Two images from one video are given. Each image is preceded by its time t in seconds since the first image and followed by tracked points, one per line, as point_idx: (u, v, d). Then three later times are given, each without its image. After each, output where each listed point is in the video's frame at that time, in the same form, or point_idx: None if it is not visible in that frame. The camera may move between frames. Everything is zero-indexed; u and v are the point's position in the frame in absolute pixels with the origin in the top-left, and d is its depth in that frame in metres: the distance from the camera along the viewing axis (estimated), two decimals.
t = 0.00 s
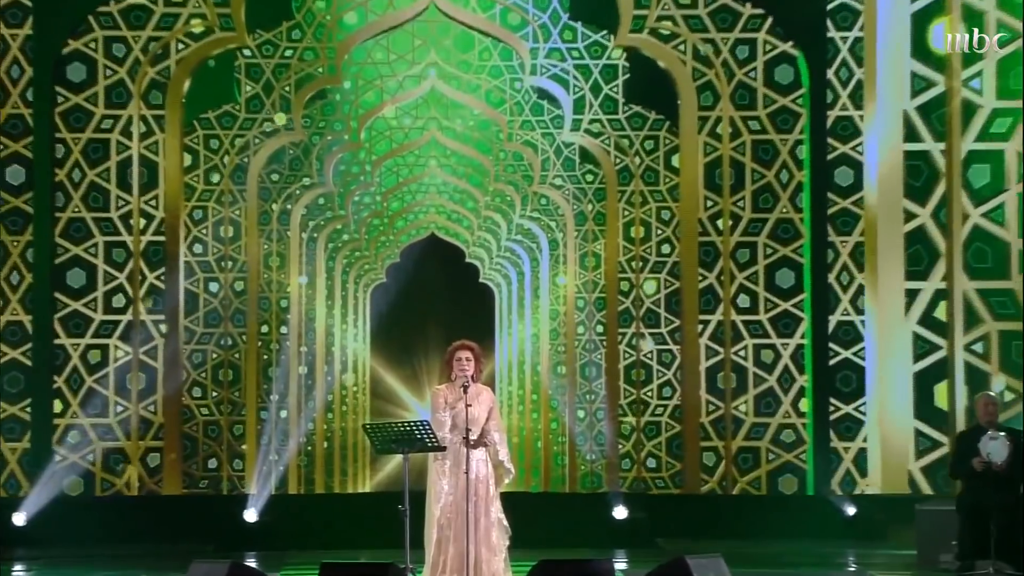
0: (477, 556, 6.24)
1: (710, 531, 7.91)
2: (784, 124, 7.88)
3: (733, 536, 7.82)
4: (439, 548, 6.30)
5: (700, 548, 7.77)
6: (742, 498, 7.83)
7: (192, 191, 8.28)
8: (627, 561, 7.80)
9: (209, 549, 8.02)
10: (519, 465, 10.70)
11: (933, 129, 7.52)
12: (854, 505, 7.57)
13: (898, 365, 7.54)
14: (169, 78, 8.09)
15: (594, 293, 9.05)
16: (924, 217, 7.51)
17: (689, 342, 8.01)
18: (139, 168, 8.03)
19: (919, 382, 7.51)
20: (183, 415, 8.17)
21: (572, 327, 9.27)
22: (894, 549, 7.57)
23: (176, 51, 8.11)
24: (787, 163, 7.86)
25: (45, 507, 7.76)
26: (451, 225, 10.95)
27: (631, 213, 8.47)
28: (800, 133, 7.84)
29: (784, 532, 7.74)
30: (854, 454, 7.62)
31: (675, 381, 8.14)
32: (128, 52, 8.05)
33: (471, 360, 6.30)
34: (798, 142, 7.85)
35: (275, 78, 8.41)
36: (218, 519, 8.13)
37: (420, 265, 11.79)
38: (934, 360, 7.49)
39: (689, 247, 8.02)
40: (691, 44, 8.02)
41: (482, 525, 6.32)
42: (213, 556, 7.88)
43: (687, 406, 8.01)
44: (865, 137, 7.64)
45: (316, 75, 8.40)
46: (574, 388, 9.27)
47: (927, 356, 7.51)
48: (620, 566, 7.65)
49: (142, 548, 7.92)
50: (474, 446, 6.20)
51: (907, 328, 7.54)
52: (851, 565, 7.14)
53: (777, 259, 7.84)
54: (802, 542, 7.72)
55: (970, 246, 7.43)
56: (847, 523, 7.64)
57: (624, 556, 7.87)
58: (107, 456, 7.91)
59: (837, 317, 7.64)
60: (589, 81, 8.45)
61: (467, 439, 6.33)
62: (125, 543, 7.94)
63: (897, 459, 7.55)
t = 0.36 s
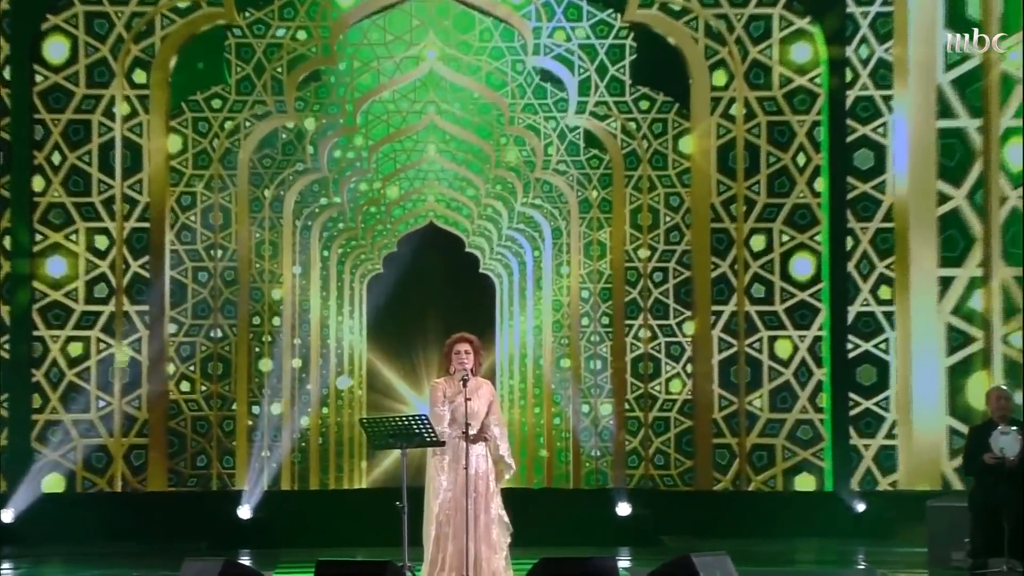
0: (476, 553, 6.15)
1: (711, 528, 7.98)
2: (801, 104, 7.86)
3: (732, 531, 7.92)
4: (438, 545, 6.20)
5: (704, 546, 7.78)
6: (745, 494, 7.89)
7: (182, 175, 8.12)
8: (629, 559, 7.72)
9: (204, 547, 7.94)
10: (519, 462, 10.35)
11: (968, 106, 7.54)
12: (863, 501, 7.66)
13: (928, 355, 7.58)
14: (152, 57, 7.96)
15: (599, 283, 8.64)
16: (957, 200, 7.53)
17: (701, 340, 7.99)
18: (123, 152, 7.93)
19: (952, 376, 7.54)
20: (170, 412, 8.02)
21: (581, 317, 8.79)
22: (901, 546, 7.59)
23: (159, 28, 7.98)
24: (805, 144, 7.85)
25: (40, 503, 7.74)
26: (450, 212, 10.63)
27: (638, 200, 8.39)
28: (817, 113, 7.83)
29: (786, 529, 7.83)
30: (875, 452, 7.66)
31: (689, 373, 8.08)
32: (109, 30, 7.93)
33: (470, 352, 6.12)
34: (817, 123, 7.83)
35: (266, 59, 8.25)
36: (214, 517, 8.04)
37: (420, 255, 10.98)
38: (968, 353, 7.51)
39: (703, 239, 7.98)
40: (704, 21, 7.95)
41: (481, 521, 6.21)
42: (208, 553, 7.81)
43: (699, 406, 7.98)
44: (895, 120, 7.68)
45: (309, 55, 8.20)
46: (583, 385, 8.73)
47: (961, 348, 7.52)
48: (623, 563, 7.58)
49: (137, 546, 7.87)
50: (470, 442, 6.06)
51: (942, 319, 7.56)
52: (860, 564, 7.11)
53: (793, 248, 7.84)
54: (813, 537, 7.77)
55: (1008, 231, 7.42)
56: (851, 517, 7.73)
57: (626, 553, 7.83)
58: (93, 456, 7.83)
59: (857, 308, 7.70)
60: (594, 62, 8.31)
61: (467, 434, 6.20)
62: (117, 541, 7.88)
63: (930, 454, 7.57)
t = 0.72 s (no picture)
0: (476, 552, 5.97)
1: (724, 527, 7.66)
2: (822, 85, 7.54)
3: (747, 531, 7.60)
4: (438, 544, 6.02)
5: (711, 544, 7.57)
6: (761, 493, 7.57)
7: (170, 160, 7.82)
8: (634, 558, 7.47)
9: (196, 546, 7.69)
10: (521, 460, 10.03)
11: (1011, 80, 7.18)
12: (876, 500, 7.35)
13: (967, 348, 7.22)
14: (137, 33, 7.62)
15: (605, 273, 8.60)
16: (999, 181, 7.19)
17: (716, 337, 7.66)
18: (107, 134, 7.60)
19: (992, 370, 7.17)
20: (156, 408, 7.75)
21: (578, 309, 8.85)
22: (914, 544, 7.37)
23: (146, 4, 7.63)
24: (824, 127, 7.53)
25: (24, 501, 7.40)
26: (450, 200, 10.19)
27: (647, 186, 8.13)
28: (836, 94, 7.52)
29: (804, 529, 7.51)
30: (899, 451, 7.33)
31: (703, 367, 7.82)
32: (91, 7, 7.58)
33: (471, 347, 5.85)
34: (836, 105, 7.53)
35: (258, 39, 7.99)
36: (206, 516, 7.79)
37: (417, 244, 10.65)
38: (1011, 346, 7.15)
39: (717, 230, 7.65)
40: None
41: (482, 519, 6.03)
42: (203, 553, 7.58)
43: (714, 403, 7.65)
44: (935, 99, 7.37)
45: (304, 35, 7.96)
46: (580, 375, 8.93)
47: (1001, 343, 7.18)
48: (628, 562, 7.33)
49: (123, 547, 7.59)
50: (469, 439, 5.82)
51: (982, 311, 7.23)
52: (871, 562, 6.91)
53: (813, 236, 7.53)
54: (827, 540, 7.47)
55: None
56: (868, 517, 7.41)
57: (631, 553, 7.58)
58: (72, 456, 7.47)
59: (880, 300, 7.39)
60: (601, 43, 7.99)
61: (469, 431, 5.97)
62: (105, 539, 7.59)
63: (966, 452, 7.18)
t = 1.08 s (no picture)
0: (478, 549, 5.78)
1: (733, 525, 7.42)
2: (847, 62, 7.26)
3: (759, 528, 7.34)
4: (440, 541, 5.84)
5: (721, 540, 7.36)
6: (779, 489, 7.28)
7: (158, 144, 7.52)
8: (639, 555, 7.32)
9: (192, 543, 7.47)
10: (526, 455, 9.72)
11: None
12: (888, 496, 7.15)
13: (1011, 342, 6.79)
14: (121, 8, 7.31)
15: (614, 263, 8.29)
16: None
17: (733, 332, 7.33)
18: (90, 116, 7.29)
19: None
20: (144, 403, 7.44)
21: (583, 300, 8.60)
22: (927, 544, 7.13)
23: None
24: (846, 106, 7.27)
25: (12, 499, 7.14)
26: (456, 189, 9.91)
27: (658, 171, 7.82)
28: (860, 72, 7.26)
29: (816, 526, 7.29)
30: (925, 450, 7.06)
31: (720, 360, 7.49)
32: None
33: (473, 340, 5.71)
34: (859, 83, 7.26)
35: (251, 18, 7.75)
36: (202, 512, 7.58)
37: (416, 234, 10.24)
38: None
39: (733, 217, 7.35)
40: None
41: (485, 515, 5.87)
42: (198, 549, 7.39)
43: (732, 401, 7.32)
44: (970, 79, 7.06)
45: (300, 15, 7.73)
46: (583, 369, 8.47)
47: None
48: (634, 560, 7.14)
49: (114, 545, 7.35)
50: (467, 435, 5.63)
51: None
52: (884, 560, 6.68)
53: (834, 223, 7.25)
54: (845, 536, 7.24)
55: None
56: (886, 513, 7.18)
57: (638, 549, 7.38)
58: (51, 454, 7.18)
59: (906, 290, 7.12)
60: (610, 21, 7.75)
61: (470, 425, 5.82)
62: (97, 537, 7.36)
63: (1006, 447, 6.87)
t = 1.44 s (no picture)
0: (481, 550, 5.57)
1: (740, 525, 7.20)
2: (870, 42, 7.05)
3: (773, 523, 7.10)
4: (440, 541, 5.62)
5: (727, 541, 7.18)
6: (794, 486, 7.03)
7: (146, 129, 7.30)
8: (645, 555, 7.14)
9: (186, 543, 7.29)
10: (529, 453, 9.52)
11: None
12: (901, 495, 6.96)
13: None
14: None
15: (621, 254, 7.95)
16: None
17: (750, 327, 7.09)
18: (71, 98, 7.01)
19: None
20: (129, 400, 7.22)
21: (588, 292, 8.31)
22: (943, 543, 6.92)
23: None
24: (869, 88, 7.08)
25: None
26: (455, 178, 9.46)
27: (669, 158, 7.52)
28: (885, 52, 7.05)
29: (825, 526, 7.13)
30: (953, 449, 6.85)
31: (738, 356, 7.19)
32: None
33: (474, 332, 5.55)
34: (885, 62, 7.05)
35: None
36: (195, 511, 7.36)
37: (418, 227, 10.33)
38: None
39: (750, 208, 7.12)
40: None
41: (487, 513, 5.66)
42: (191, 549, 7.22)
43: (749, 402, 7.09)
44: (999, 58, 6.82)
45: None
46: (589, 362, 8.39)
47: None
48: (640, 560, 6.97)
49: (104, 546, 7.15)
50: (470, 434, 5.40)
51: None
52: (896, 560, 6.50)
53: (856, 211, 7.05)
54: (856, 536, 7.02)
55: None
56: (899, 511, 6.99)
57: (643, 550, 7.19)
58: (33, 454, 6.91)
59: (933, 281, 6.89)
60: None
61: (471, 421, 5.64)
62: (86, 537, 7.14)
63: None
